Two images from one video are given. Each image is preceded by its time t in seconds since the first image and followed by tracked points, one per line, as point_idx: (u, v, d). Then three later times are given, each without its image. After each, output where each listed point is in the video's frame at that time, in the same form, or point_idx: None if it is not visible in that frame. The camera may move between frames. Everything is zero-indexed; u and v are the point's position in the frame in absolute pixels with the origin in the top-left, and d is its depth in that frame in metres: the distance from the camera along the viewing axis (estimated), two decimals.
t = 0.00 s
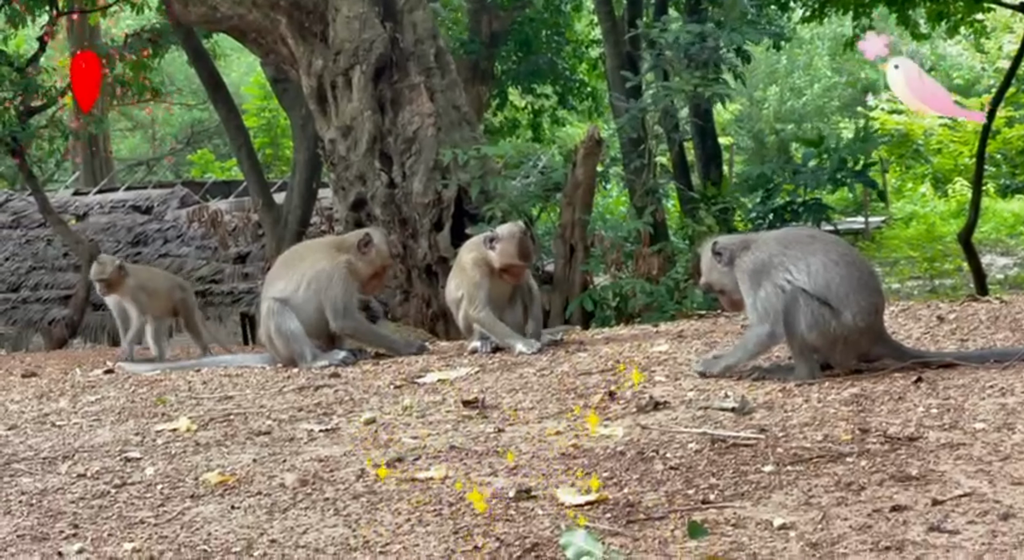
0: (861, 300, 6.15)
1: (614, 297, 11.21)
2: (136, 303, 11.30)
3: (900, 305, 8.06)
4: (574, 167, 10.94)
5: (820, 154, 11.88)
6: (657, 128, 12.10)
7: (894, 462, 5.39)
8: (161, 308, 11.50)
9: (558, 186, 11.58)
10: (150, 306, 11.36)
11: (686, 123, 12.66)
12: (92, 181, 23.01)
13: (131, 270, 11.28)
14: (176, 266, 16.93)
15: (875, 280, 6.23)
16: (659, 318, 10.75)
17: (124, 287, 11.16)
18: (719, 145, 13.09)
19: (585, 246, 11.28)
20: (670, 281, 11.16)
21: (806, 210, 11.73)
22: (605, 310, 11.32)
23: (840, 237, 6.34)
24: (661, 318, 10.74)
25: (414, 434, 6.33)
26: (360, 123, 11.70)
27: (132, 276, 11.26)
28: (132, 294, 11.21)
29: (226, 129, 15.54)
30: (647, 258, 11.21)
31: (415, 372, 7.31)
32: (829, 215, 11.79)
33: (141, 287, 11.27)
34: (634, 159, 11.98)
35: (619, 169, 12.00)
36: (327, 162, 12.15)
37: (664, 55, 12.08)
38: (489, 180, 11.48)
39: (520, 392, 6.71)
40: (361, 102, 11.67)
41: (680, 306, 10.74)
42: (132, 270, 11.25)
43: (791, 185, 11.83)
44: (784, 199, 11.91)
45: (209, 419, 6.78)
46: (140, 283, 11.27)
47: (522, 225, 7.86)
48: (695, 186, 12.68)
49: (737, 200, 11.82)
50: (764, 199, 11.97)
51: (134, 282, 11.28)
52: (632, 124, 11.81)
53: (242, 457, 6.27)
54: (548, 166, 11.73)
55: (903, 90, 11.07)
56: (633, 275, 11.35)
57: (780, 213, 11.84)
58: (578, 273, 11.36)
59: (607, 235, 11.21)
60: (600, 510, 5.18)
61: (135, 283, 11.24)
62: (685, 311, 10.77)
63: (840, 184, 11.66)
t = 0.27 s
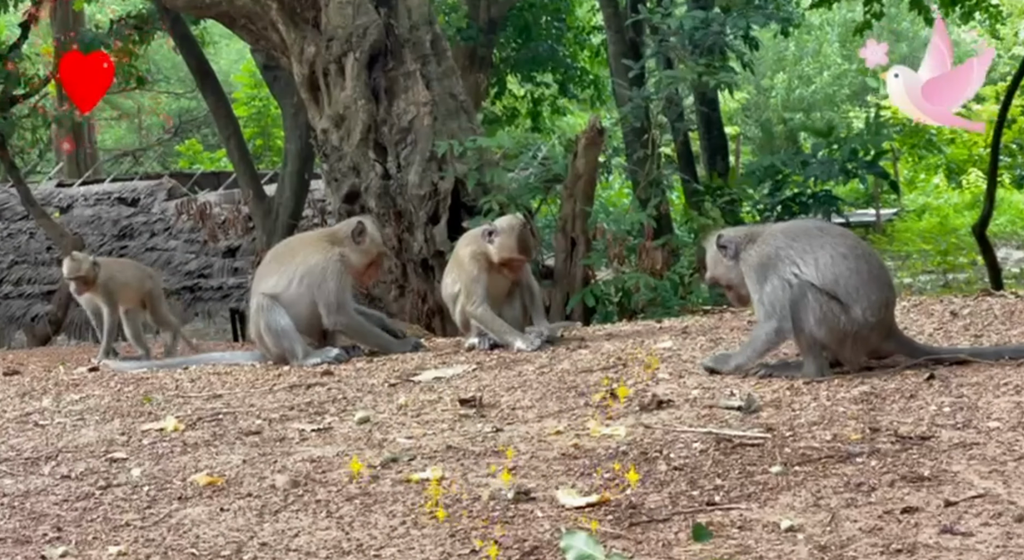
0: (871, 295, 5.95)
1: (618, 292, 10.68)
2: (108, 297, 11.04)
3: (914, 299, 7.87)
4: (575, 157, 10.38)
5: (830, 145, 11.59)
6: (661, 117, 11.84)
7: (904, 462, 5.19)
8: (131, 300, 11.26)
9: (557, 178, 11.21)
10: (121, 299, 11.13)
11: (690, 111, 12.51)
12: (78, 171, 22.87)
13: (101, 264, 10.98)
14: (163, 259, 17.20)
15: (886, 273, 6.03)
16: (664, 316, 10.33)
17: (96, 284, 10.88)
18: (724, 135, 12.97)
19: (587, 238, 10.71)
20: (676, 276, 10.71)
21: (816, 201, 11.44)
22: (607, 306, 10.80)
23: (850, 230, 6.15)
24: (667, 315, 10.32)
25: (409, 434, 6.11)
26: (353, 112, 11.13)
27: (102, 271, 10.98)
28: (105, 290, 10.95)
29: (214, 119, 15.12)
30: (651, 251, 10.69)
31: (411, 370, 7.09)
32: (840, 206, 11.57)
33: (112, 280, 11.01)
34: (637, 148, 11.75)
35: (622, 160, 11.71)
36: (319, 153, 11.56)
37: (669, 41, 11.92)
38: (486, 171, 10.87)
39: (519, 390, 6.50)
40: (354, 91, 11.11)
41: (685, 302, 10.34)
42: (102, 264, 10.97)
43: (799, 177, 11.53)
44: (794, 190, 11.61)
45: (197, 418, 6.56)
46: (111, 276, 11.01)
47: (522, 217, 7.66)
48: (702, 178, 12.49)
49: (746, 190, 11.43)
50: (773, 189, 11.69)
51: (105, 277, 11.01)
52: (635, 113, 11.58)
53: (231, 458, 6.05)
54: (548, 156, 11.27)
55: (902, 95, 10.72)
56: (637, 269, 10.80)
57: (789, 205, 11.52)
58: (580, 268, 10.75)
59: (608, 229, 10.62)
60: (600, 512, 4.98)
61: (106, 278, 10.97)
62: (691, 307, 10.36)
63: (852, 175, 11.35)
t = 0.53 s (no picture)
0: (912, 289, 5.34)
1: (625, 287, 9.79)
2: (46, 295, 9.78)
3: (960, 295, 7.24)
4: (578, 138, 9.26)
5: (862, 121, 11.00)
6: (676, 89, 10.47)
7: (948, 477, 4.55)
8: (66, 301, 10.03)
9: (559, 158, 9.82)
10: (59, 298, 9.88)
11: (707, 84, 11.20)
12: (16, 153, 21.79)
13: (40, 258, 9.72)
14: (116, 251, 15.88)
15: (927, 265, 5.42)
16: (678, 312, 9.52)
17: (36, 279, 9.61)
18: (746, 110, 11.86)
19: (592, 228, 9.62)
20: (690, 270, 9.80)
21: (847, 184, 10.79)
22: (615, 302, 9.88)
23: (886, 217, 5.54)
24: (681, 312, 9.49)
25: (391, 446, 5.44)
26: (329, 85, 9.77)
27: (42, 265, 9.72)
28: (44, 287, 9.69)
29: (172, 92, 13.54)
30: (663, 241, 9.88)
31: (394, 374, 6.41)
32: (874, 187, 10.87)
33: (51, 276, 9.77)
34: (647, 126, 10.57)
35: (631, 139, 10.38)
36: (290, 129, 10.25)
37: (683, 7, 11.12)
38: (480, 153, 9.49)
39: (517, 397, 5.83)
40: (331, 61, 9.74)
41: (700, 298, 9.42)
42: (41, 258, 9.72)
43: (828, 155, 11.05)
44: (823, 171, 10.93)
45: (153, 429, 5.85)
46: (50, 271, 9.76)
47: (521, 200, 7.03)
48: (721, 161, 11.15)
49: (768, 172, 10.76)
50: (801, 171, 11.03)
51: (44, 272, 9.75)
52: (644, 85, 10.38)
53: (190, 473, 5.35)
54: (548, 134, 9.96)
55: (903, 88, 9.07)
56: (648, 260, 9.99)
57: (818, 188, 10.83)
58: (583, 259, 9.67)
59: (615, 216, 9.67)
60: (609, 535, 4.30)
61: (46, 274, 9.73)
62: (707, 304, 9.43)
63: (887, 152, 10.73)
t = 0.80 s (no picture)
0: (948, 283, 4.93)
1: (630, 281, 8.73)
2: None
3: (1001, 293, 6.72)
4: (576, 114, 8.27)
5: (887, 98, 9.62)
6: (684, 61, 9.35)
7: (989, 493, 3.96)
8: None
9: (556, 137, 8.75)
10: None
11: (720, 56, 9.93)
12: None
13: None
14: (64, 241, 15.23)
15: (964, 257, 5.02)
16: (689, 310, 8.41)
17: None
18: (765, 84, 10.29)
19: (592, 214, 8.57)
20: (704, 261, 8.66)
21: (877, 165, 9.31)
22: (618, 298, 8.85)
23: (921, 204, 5.12)
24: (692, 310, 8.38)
25: (367, 460, 4.86)
26: (299, 55, 9.08)
27: None
28: None
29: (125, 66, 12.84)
30: (672, 231, 8.74)
31: (371, 379, 5.83)
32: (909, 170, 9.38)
33: None
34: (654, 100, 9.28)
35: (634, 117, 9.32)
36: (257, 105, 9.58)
37: None
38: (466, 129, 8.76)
39: (509, 404, 5.26)
40: (300, 28, 9.03)
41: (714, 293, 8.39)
42: None
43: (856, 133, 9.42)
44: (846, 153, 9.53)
45: (102, 440, 5.25)
46: None
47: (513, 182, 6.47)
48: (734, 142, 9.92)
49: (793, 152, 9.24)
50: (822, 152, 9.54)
51: None
52: (651, 56, 9.10)
53: (143, 489, 4.75)
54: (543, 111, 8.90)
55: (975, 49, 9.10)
56: (654, 251, 8.90)
57: (844, 170, 9.34)
58: (582, 251, 8.66)
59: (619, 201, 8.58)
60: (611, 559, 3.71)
61: None
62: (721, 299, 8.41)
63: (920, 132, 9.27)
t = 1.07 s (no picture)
0: (948, 280, 4.80)
1: (624, 277, 8.57)
2: None
3: (1001, 290, 6.62)
4: (569, 105, 8.23)
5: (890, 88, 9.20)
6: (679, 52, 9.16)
7: (990, 496, 3.84)
8: None
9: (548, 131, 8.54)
10: None
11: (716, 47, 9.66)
12: None
13: None
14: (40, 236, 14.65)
15: (964, 252, 4.90)
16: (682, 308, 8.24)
17: None
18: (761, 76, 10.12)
19: (584, 209, 8.44)
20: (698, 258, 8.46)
21: (877, 159, 8.99)
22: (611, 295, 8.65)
23: (918, 200, 5.00)
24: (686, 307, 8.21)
25: (353, 461, 4.73)
26: (283, 45, 8.73)
27: None
28: None
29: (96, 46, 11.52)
30: (666, 226, 8.55)
31: (357, 378, 5.71)
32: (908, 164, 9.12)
33: None
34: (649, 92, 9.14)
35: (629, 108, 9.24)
36: (238, 97, 9.11)
37: None
38: (455, 122, 8.54)
39: (498, 404, 5.13)
40: (285, 18, 8.68)
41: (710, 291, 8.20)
42: None
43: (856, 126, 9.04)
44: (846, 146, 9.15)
45: (80, 441, 5.11)
46: None
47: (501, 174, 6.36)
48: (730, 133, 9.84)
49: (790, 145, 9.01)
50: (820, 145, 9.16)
51: None
52: (646, 47, 8.95)
53: (123, 491, 4.61)
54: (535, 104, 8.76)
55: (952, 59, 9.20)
56: (648, 248, 8.68)
57: (842, 164, 9.03)
58: (574, 247, 8.46)
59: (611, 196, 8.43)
60: None
61: None
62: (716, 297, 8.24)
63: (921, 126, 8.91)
